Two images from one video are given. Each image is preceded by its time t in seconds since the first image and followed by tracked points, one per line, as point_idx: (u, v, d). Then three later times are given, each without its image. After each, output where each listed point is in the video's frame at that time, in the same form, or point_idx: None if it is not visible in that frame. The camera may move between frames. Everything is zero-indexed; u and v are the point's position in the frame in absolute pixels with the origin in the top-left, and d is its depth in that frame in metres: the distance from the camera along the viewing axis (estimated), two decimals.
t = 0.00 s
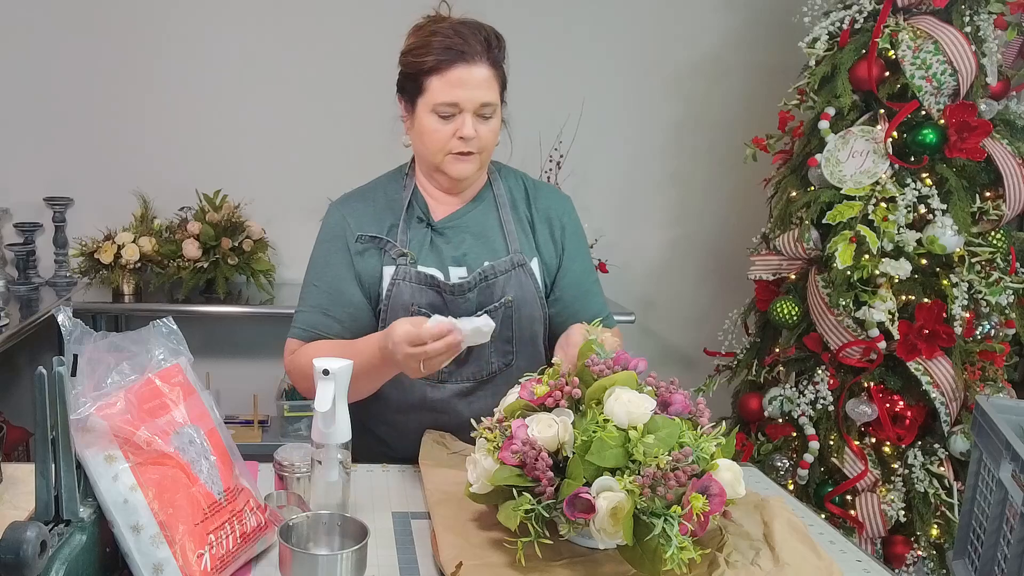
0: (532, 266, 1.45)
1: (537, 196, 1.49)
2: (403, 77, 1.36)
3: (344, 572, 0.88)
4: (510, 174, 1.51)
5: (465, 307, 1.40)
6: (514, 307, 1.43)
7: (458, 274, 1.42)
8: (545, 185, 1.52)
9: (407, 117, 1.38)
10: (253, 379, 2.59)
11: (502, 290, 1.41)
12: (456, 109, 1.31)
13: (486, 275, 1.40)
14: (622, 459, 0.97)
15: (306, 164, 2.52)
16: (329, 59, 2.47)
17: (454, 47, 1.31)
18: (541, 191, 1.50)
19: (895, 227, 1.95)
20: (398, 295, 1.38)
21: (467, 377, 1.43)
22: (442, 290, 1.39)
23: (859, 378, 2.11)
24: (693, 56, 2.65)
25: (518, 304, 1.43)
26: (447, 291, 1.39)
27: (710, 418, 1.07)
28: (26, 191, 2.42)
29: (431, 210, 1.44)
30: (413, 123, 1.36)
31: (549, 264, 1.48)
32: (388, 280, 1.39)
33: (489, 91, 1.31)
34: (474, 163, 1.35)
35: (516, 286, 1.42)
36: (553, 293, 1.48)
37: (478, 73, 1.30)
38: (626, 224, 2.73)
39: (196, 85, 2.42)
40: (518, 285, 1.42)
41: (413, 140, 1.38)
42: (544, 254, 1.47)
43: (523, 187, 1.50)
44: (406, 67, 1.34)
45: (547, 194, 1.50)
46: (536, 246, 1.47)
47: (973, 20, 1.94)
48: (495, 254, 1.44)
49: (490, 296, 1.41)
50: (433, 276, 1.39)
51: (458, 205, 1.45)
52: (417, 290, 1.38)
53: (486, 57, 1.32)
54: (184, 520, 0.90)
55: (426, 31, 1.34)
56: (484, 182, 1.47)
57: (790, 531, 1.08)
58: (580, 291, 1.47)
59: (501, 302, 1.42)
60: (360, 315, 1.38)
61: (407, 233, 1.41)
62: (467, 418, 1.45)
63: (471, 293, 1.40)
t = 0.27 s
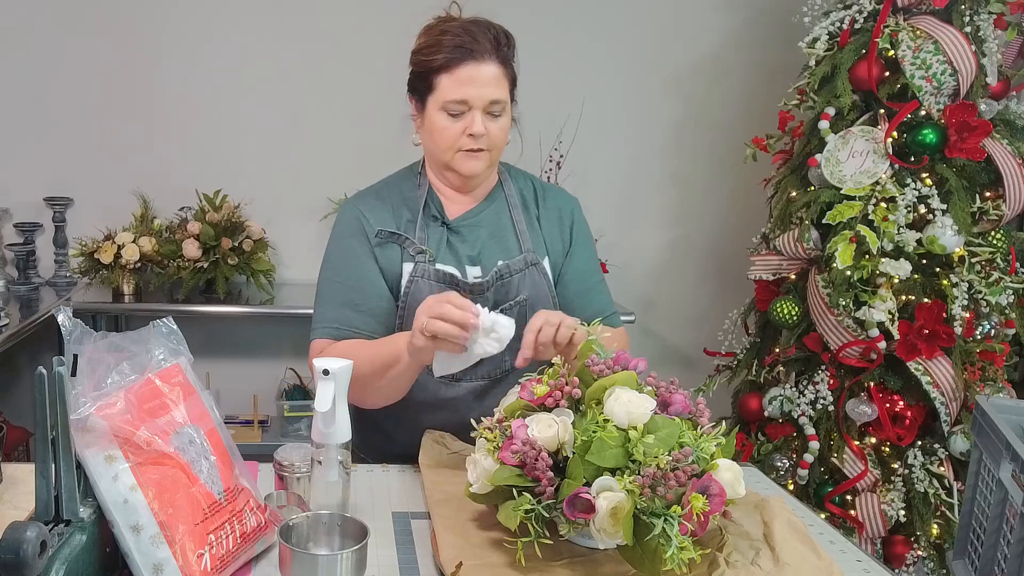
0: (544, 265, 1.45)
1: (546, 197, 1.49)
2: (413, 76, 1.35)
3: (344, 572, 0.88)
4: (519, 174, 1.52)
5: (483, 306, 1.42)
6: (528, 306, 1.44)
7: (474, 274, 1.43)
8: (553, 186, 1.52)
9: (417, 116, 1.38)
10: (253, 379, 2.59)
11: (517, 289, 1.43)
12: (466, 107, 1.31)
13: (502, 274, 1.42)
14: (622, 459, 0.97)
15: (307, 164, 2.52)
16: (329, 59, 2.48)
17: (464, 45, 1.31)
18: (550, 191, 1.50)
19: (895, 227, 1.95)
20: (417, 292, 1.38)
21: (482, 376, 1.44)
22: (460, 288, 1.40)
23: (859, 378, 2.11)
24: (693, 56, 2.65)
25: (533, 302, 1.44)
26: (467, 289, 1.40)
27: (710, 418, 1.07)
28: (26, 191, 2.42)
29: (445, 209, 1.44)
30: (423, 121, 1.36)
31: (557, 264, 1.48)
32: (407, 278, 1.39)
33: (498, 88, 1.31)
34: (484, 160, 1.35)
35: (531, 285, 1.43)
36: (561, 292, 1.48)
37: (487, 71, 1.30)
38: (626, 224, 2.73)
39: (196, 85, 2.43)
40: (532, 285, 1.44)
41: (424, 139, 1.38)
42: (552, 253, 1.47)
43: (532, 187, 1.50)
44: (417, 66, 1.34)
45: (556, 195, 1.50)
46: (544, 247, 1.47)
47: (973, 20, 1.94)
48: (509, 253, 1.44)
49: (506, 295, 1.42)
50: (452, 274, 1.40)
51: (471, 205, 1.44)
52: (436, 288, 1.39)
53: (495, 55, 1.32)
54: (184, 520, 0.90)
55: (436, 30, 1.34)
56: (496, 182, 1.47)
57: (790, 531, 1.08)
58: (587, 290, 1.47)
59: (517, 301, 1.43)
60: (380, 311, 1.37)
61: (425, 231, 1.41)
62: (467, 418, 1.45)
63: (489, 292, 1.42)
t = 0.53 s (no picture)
0: (544, 265, 1.46)
1: (547, 196, 1.49)
2: (413, 77, 1.36)
3: (344, 572, 0.88)
4: (521, 174, 1.51)
5: (481, 307, 1.43)
6: (528, 307, 1.44)
7: (473, 275, 1.43)
8: (555, 185, 1.52)
9: (417, 117, 1.39)
10: (253, 379, 2.59)
11: (516, 290, 1.43)
12: (463, 105, 1.31)
13: (500, 275, 1.42)
14: (622, 459, 0.97)
15: (307, 164, 2.52)
16: (329, 59, 2.48)
17: (462, 44, 1.31)
18: (552, 191, 1.50)
19: (895, 227, 1.95)
20: (414, 294, 1.39)
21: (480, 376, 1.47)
22: (458, 290, 1.41)
23: (859, 378, 2.11)
24: (693, 56, 2.65)
25: (532, 303, 1.44)
26: (464, 291, 1.41)
27: (710, 419, 1.07)
28: (26, 191, 2.42)
29: (446, 210, 1.44)
30: (423, 122, 1.36)
31: (557, 264, 1.47)
32: (405, 280, 1.39)
33: (497, 87, 1.31)
34: (484, 159, 1.34)
35: (530, 286, 1.44)
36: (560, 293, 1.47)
37: (485, 70, 1.30)
38: (626, 225, 2.73)
39: (196, 85, 2.43)
40: (532, 285, 1.44)
41: (424, 139, 1.38)
42: (553, 253, 1.47)
43: (534, 187, 1.50)
44: (417, 67, 1.34)
45: (558, 194, 1.50)
46: (545, 246, 1.47)
47: (973, 20, 1.94)
48: (509, 253, 1.44)
49: (505, 296, 1.43)
50: (450, 276, 1.40)
51: (472, 206, 1.44)
52: (434, 290, 1.39)
53: (492, 53, 1.32)
54: (184, 520, 0.90)
55: (436, 30, 1.34)
56: (498, 182, 1.47)
57: (790, 531, 1.08)
58: (587, 290, 1.46)
59: (516, 302, 1.43)
60: (382, 313, 1.38)
61: (424, 233, 1.41)
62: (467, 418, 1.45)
63: (486, 294, 1.42)
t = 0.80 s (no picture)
0: (540, 266, 1.45)
1: (545, 195, 1.49)
2: (405, 80, 1.36)
3: (344, 572, 0.88)
4: (520, 174, 1.51)
5: (476, 308, 1.42)
6: (523, 308, 1.44)
7: (468, 276, 1.43)
8: (554, 184, 1.52)
9: (410, 119, 1.39)
10: (253, 379, 2.59)
11: (511, 291, 1.43)
12: (453, 106, 1.30)
13: (495, 276, 1.41)
14: (622, 459, 0.97)
15: (307, 164, 2.52)
16: (329, 59, 2.47)
17: (450, 45, 1.31)
18: (550, 190, 1.50)
19: (895, 227, 1.95)
20: (410, 295, 1.39)
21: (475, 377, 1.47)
22: (453, 291, 1.40)
23: (859, 378, 2.11)
24: (693, 56, 2.65)
25: (527, 304, 1.44)
26: (458, 292, 1.40)
27: (710, 419, 1.07)
28: (26, 191, 2.42)
29: (442, 212, 1.44)
30: (415, 124, 1.36)
31: (554, 264, 1.47)
32: (400, 280, 1.39)
33: (486, 86, 1.30)
34: (476, 160, 1.34)
35: (525, 287, 1.43)
36: (557, 293, 1.47)
37: (473, 70, 1.30)
38: (626, 225, 2.73)
39: (196, 85, 2.43)
40: (527, 286, 1.43)
41: (417, 142, 1.38)
42: (550, 253, 1.47)
43: (532, 187, 1.50)
44: (407, 69, 1.34)
45: (556, 193, 1.49)
46: (542, 245, 1.46)
47: (973, 20, 1.94)
48: (504, 254, 1.44)
49: (500, 298, 1.43)
50: (445, 277, 1.40)
51: (468, 207, 1.44)
52: (429, 291, 1.39)
53: (481, 53, 1.32)
54: (184, 520, 0.90)
55: (425, 31, 1.34)
56: (494, 182, 1.47)
57: (790, 531, 1.08)
58: (585, 290, 1.46)
59: (511, 302, 1.43)
60: (382, 313, 1.38)
61: (419, 233, 1.41)
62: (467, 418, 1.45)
63: (481, 295, 1.41)
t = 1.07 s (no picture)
0: (538, 266, 1.45)
1: (543, 196, 1.49)
2: (401, 80, 1.36)
3: (344, 572, 0.88)
4: (517, 174, 1.51)
5: (474, 309, 1.42)
6: (520, 309, 1.44)
7: (465, 277, 1.43)
8: (551, 184, 1.52)
9: (407, 120, 1.39)
10: (253, 379, 2.59)
11: (508, 292, 1.43)
12: (449, 107, 1.30)
13: (493, 277, 1.42)
14: (622, 459, 0.97)
15: (307, 164, 2.52)
16: (328, 59, 2.47)
17: (446, 46, 1.31)
18: (548, 190, 1.50)
19: (895, 227, 1.95)
20: (407, 297, 1.39)
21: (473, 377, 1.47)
22: (451, 292, 1.40)
23: (859, 378, 2.11)
24: (693, 56, 2.65)
25: (525, 305, 1.44)
26: (455, 293, 1.40)
27: (710, 419, 1.07)
28: (26, 191, 2.42)
29: (439, 213, 1.44)
30: (412, 125, 1.36)
31: (552, 265, 1.47)
32: (398, 281, 1.39)
33: (483, 87, 1.30)
34: (474, 160, 1.34)
35: (523, 287, 1.43)
36: (556, 294, 1.47)
37: (469, 70, 1.30)
38: (626, 225, 2.73)
39: (196, 85, 2.43)
40: (525, 286, 1.43)
41: (414, 142, 1.38)
42: (548, 254, 1.47)
43: (530, 187, 1.50)
44: (403, 70, 1.35)
45: (554, 193, 1.49)
46: (540, 246, 1.46)
47: (973, 20, 1.94)
48: (502, 254, 1.44)
49: (497, 299, 1.43)
50: (442, 278, 1.40)
51: (466, 208, 1.44)
52: (426, 292, 1.39)
53: (477, 53, 1.32)
54: (184, 520, 0.90)
55: (421, 32, 1.34)
56: (492, 182, 1.47)
57: (790, 531, 1.08)
58: (584, 291, 1.46)
59: (508, 304, 1.43)
60: (378, 315, 1.38)
61: (417, 235, 1.41)
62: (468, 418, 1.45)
63: (479, 296, 1.42)
